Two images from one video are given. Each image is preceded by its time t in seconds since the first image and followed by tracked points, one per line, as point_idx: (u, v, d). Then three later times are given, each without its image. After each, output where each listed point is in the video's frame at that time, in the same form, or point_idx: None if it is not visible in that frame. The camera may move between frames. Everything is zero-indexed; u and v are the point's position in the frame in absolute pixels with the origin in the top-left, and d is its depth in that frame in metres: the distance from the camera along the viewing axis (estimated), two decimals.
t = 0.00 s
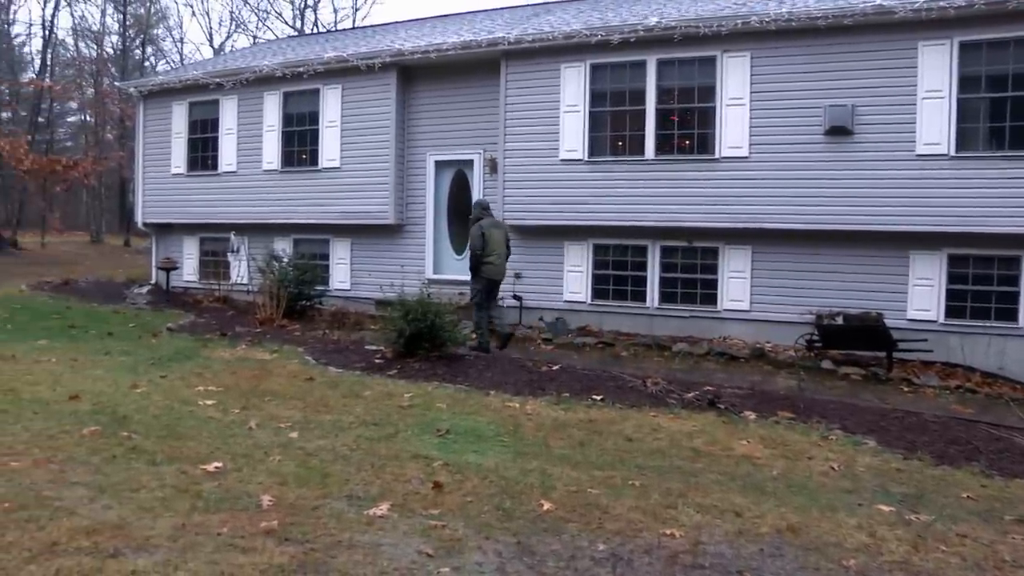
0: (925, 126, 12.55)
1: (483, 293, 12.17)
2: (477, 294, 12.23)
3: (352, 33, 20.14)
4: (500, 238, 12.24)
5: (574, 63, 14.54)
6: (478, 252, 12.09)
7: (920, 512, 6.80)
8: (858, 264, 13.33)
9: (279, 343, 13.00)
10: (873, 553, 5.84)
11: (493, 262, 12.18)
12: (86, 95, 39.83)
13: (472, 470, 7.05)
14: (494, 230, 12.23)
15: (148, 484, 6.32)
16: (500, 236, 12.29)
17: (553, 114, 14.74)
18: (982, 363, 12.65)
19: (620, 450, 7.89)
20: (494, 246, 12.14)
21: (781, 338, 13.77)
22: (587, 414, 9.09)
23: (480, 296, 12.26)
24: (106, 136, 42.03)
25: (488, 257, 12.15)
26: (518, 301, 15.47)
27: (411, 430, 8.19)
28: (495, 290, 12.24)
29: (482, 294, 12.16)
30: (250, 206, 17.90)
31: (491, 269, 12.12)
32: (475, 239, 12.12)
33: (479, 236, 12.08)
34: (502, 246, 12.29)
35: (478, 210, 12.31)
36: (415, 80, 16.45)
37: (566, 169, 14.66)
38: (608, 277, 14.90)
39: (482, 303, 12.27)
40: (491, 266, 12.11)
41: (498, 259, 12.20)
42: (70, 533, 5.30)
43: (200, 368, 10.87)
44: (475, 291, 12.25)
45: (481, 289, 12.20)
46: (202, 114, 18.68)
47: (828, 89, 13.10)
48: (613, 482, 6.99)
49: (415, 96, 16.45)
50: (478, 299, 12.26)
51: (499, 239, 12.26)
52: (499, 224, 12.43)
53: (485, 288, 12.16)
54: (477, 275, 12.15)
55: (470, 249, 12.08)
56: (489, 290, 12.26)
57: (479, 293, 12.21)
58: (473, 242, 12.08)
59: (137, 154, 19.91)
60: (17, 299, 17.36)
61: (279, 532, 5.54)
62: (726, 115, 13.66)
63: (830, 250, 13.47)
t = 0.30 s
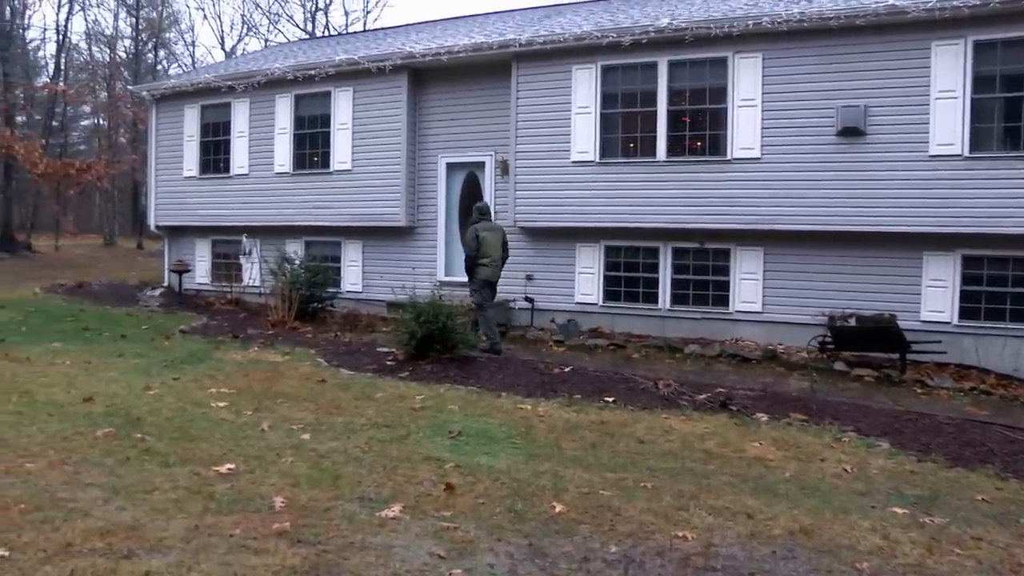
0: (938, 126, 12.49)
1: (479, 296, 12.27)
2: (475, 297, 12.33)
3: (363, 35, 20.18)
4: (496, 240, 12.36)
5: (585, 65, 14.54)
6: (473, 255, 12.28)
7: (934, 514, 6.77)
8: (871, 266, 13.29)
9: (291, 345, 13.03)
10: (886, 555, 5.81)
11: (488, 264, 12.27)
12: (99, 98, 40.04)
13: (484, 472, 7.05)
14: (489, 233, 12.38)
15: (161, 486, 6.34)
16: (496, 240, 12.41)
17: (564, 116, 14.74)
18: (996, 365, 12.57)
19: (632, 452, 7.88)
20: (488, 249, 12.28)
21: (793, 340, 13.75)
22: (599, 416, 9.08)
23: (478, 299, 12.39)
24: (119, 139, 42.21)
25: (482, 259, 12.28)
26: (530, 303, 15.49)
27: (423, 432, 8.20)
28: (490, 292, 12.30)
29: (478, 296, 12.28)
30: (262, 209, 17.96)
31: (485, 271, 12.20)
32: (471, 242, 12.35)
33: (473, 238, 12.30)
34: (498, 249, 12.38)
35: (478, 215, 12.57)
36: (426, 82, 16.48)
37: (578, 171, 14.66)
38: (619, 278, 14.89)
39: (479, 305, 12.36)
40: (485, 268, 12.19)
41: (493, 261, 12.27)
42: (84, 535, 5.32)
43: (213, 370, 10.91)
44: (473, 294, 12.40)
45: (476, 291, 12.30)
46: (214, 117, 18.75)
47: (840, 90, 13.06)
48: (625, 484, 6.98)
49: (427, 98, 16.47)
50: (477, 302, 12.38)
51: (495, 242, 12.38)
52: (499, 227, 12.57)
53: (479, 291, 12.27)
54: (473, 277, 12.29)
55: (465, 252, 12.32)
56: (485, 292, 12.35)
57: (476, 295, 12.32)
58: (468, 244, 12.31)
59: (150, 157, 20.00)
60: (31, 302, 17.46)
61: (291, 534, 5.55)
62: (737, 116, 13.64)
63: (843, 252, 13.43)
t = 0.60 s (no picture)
0: (942, 129, 12.47)
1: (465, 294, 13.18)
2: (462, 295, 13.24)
3: (367, 38, 20.20)
4: (481, 245, 13.12)
5: (589, 68, 14.54)
6: (460, 257, 13.12)
7: (938, 516, 6.76)
8: (875, 268, 13.27)
9: (295, 347, 13.05)
10: (890, 558, 5.80)
11: (474, 267, 13.10)
12: (103, 101, 40.13)
13: (488, 474, 7.05)
14: (476, 237, 13.15)
15: (165, 487, 6.35)
16: (483, 243, 13.16)
17: (568, 118, 14.75)
18: (1001, 367, 12.56)
19: (636, 454, 7.88)
20: (473, 252, 13.08)
21: (797, 342, 13.75)
22: (602, 418, 9.07)
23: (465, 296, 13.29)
24: (124, 142, 42.32)
25: (468, 262, 13.12)
26: (534, 305, 15.51)
27: (426, 434, 8.21)
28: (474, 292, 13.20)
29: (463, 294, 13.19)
30: (266, 211, 17.99)
31: (468, 275, 13.08)
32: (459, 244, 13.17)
33: (460, 242, 13.12)
34: (484, 254, 13.14)
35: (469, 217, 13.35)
36: (430, 84, 16.49)
37: (581, 174, 14.67)
38: (623, 280, 14.91)
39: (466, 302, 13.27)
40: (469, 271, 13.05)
41: (478, 264, 13.08)
42: (88, 536, 5.34)
43: (217, 372, 10.92)
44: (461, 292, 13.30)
45: (463, 290, 13.28)
46: (219, 120, 18.79)
47: (844, 92, 13.05)
48: (629, 486, 6.98)
49: (431, 101, 16.48)
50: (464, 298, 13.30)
51: (481, 245, 13.13)
52: (487, 230, 13.29)
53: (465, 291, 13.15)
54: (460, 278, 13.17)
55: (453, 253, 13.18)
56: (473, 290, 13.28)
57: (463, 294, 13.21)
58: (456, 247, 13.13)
59: (155, 159, 20.04)
60: (36, 304, 17.50)
61: (295, 536, 5.56)
62: (741, 119, 13.64)
63: (848, 254, 13.42)
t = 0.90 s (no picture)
0: (940, 132, 12.48)
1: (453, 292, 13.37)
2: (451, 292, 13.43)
3: (367, 39, 20.20)
4: (467, 246, 13.21)
5: (588, 70, 14.55)
6: (447, 258, 13.26)
7: (934, 520, 6.77)
8: (872, 271, 13.28)
9: (292, 348, 13.06)
10: (886, 561, 5.81)
11: (460, 267, 13.23)
12: (102, 100, 40.14)
13: (484, 476, 7.05)
14: (462, 238, 13.23)
15: (161, 488, 6.35)
16: (469, 245, 13.23)
17: (567, 120, 14.75)
18: (998, 371, 12.57)
19: (632, 457, 7.89)
20: (459, 254, 13.20)
21: (794, 345, 13.76)
22: (599, 421, 9.07)
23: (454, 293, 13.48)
24: (123, 142, 42.31)
25: (455, 262, 13.26)
26: (532, 307, 15.52)
27: (424, 435, 8.21)
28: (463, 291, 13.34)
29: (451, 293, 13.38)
30: (265, 212, 17.99)
31: (454, 274, 13.23)
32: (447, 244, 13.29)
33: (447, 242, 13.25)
34: (471, 254, 13.24)
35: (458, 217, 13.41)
36: (429, 85, 16.48)
37: (580, 176, 14.67)
38: (621, 282, 14.92)
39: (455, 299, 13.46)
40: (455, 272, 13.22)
41: (465, 265, 13.20)
42: (84, 536, 5.33)
43: (215, 372, 10.92)
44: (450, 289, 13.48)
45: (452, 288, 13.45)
46: (217, 120, 18.78)
47: (842, 95, 13.07)
48: (625, 488, 6.98)
49: (429, 102, 16.48)
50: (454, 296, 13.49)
51: (467, 246, 13.22)
52: (475, 231, 13.34)
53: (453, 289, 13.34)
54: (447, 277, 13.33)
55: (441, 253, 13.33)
56: (463, 288, 13.45)
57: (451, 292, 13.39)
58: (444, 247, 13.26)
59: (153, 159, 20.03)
60: (33, 304, 17.49)
61: (291, 537, 5.56)
62: (740, 122, 13.65)
63: (845, 257, 13.43)
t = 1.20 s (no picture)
0: (941, 132, 12.48)
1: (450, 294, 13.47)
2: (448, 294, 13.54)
3: (368, 39, 20.20)
4: (455, 248, 13.33)
5: (589, 71, 14.56)
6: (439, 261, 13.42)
7: (935, 520, 6.76)
8: (874, 272, 13.27)
9: (293, 349, 13.07)
10: (888, 562, 5.80)
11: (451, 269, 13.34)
12: (103, 101, 40.18)
13: (485, 477, 7.05)
14: (450, 241, 13.36)
15: (163, 488, 6.35)
16: (457, 246, 13.35)
17: (568, 121, 14.76)
18: (999, 371, 12.55)
19: (634, 457, 7.88)
20: (449, 256, 13.33)
21: (795, 345, 13.75)
22: (600, 421, 9.08)
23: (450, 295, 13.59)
24: (124, 143, 42.35)
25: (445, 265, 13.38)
26: (533, 307, 15.52)
27: (424, 436, 8.21)
28: (457, 293, 13.47)
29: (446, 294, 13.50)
30: (266, 212, 17.99)
31: (446, 277, 13.37)
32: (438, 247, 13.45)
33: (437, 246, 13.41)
34: (461, 256, 13.36)
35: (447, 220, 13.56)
36: (430, 86, 16.48)
37: (580, 176, 14.68)
38: (622, 283, 14.92)
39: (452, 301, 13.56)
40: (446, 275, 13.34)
41: (455, 266, 13.30)
42: (85, 536, 5.34)
43: (216, 373, 10.92)
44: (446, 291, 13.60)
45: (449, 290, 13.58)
46: (219, 121, 18.79)
47: (843, 95, 13.06)
48: (626, 489, 6.98)
49: (430, 102, 16.48)
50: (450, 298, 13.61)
51: (455, 248, 13.33)
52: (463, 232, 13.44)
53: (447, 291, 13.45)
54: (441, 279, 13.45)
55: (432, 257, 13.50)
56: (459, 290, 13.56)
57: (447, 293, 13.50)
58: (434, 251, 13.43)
59: (155, 160, 20.04)
60: (35, 304, 17.51)
61: (292, 537, 5.56)
62: (741, 122, 13.65)
63: (846, 258, 13.43)
